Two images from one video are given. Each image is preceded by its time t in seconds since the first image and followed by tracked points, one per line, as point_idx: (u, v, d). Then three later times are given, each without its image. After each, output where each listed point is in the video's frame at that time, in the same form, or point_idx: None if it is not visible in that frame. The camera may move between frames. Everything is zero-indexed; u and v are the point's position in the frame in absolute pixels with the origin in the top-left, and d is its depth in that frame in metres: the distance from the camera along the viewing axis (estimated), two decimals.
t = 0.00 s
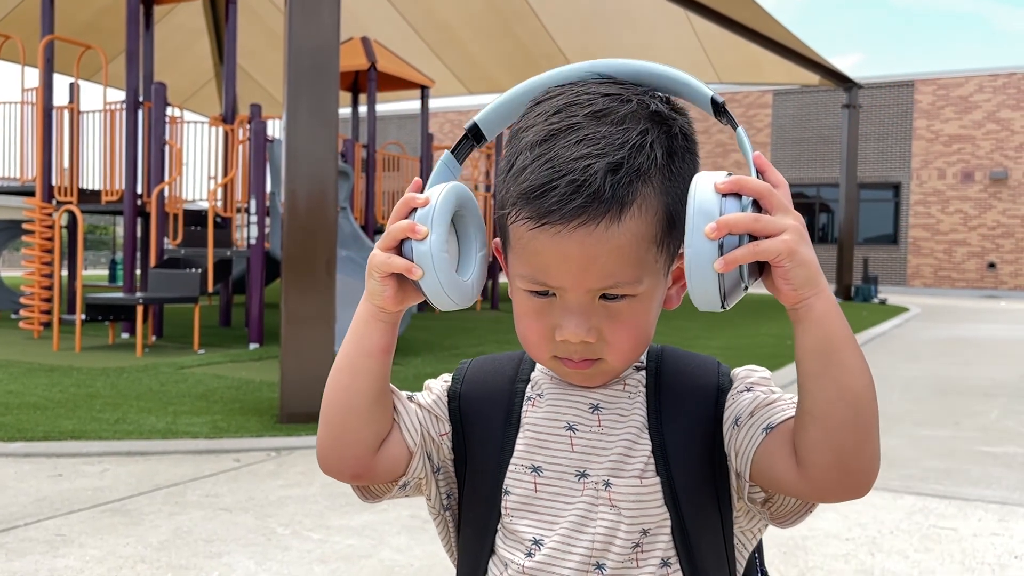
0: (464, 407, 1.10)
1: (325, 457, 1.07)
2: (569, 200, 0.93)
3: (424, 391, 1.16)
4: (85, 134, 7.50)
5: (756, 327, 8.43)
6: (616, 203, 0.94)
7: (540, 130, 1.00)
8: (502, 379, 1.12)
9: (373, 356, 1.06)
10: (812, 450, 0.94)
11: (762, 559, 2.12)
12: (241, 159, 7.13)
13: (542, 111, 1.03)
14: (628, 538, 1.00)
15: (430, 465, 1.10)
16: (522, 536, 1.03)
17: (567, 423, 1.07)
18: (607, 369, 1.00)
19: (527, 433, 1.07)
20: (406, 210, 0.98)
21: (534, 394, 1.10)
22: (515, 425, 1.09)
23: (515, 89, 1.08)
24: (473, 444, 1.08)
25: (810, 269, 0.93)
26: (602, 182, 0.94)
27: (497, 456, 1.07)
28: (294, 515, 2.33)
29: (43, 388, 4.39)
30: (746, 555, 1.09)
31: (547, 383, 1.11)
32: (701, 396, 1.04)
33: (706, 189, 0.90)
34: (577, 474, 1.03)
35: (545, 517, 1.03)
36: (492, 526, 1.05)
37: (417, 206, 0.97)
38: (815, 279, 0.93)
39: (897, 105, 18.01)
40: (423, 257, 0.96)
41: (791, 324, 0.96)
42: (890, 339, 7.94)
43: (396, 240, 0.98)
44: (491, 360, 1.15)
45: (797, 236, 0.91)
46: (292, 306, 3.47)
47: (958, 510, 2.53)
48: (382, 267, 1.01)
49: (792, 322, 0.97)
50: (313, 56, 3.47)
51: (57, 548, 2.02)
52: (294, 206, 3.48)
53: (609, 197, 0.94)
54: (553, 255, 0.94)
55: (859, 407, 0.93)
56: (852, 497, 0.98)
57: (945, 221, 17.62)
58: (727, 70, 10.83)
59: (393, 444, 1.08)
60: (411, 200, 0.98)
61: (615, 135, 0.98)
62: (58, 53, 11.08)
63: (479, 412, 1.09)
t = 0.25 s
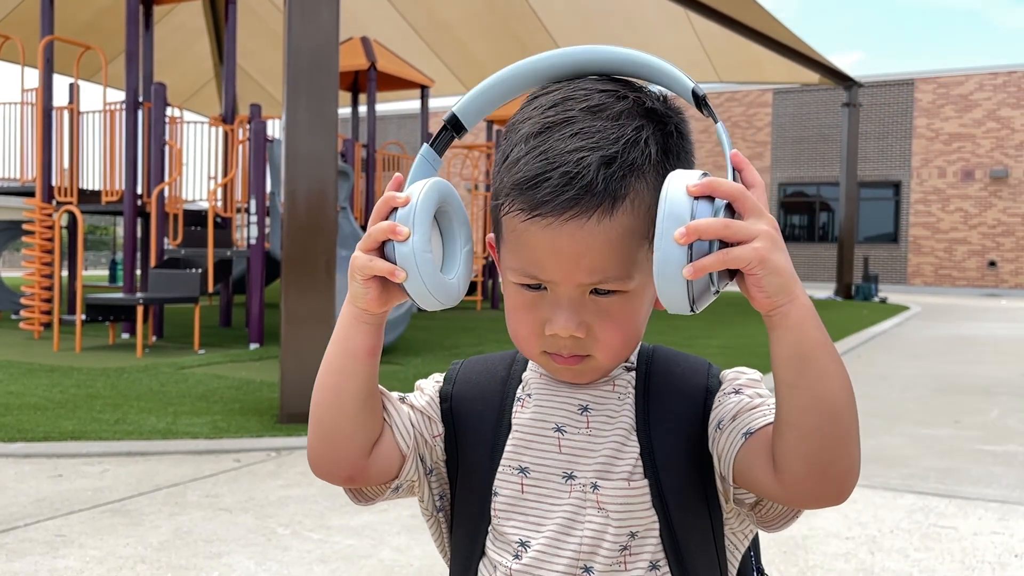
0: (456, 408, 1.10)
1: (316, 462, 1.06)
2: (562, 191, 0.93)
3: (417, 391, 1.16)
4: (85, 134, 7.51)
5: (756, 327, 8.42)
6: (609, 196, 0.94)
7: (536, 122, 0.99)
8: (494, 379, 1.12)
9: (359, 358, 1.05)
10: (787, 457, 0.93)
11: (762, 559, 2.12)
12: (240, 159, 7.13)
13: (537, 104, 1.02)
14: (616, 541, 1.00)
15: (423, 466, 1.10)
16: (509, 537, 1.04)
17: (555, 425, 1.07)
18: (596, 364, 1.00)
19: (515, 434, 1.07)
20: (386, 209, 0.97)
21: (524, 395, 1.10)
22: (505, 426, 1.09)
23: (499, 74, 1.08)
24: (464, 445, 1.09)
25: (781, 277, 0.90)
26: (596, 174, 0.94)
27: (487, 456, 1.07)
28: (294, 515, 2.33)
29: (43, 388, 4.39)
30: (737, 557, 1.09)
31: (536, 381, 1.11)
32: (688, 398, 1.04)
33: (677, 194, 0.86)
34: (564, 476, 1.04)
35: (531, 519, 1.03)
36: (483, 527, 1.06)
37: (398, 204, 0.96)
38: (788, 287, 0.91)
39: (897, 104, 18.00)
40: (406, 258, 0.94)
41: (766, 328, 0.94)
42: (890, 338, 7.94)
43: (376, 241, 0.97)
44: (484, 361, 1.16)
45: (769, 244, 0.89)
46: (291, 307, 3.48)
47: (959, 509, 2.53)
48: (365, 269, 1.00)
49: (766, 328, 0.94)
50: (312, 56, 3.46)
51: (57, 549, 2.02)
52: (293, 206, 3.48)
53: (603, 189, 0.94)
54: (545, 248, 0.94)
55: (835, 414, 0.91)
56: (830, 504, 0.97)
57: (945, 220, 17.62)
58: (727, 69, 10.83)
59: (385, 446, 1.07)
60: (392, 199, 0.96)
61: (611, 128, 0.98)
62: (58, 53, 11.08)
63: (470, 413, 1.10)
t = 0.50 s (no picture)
0: (455, 409, 1.11)
1: (319, 478, 1.05)
2: (558, 181, 0.93)
3: (414, 394, 1.16)
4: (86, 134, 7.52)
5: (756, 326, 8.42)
6: (606, 186, 0.93)
7: (538, 116, 1.01)
8: (493, 381, 1.13)
9: (356, 369, 1.03)
10: (766, 471, 0.93)
11: (763, 558, 2.11)
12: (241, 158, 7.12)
13: (540, 99, 1.03)
14: (612, 542, 1.00)
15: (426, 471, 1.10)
16: (503, 537, 1.04)
17: (551, 425, 1.07)
18: (590, 358, 1.01)
19: (512, 434, 1.07)
20: (371, 215, 0.94)
21: (520, 395, 1.10)
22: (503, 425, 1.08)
23: (484, 52, 1.08)
24: (465, 446, 1.09)
25: (743, 300, 0.88)
26: (593, 164, 0.94)
27: (486, 457, 1.07)
28: (296, 515, 2.32)
29: (44, 389, 4.38)
30: (736, 558, 1.08)
31: (533, 382, 1.11)
32: (683, 398, 1.04)
33: (643, 207, 0.82)
34: (559, 476, 1.03)
35: (525, 519, 1.03)
36: (480, 528, 1.06)
37: (382, 211, 0.93)
38: (751, 309, 0.89)
39: (898, 103, 18.00)
40: (398, 265, 0.92)
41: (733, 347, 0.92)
42: (891, 337, 7.93)
43: (363, 251, 0.94)
44: (483, 362, 1.17)
45: (730, 266, 0.86)
46: (293, 307, 3.48)
47: (960, 508, 2.53)
48: (353, 280, 0.97)
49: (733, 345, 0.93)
50: (312, 55, 3.46)
51: (57, 549, 2.02)
52: (294, 206, 3.48)
53: (599, 179, 0.93)
54: (540, 238, 0.94)
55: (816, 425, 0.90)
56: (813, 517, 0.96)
57: (946, 219, 17.61)
58: (727, 69, 10.83)
59: (389, 457, 1.06)
60: (377, 205, 0.93)
61: (612, 122, 0.98)
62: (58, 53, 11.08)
63: (468, 415, 1.10)
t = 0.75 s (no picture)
0: (458, 413, 1.12)
1: (331, 501, 1.05)
2: (562, 163, 0.95)
3: (417, 401, 1.17)
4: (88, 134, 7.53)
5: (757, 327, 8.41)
6: (610, 171, 0.94)
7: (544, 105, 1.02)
8: (496, 385, 1.13)
9: (368, 400, 1.01)
10: (754, 497, 0.92)
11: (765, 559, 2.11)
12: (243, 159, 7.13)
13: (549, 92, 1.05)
14: (615, 544, 1.00)
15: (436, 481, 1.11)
16: (506, 540, 1.04)
17: (554, 428, 1.06)
18: (590, 351, 1.01)
19: (513, 437, 1.07)
20: (376, 242, 0.91)
21: (522, 397, 1.10)
22: (506, 427, 1.08)
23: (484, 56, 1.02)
24: (470, 451, 1.09)
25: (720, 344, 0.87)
26: (598, 149, 0.95)
27: (489, 460, 1.07)
28: (297, 515, 2.32)
29: (46, 388, 4.39)
30: (739, 557, 1.06)
31: (535, 381, 1.11)
32: (686, 402, 1.04)
33: (631, 238, 0.81)
34: (562, 479, 1.03)
35: (528, 521, 1.03)
36: (485, 533, 1.06)
37: (388, 236, 0.90)
38: (732, 351, 0.88)
39: (899, 104, 18.00)
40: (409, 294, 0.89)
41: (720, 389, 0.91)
42: (893, 338, 7.92)
43: (372, 280, 0.91)
44: (484, 366, 1.17)
45: (715, 308, 0.85)
46: (295, 308, 3.48)
47: (962, 509, 2.52)
48: (364, 308, 0.94)
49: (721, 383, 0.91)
50: (315, 55, 3.46)
51: (60, 548, 2.02)
52: (296, 206, 3.48)
53: (603, 164, 0.95)
54: (545, 223, 0.95)
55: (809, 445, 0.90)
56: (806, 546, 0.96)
57: (948, 220, 17.60)
58: (728, 69, 10.83)
59: (400, 476, 1.07)
60: (383, 230, 0.90)
61: (620, 113, 0.99)
62: (60, 53, 11.10)
63: (472, 419, 1.11)
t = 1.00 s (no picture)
0: (464, 415, 1.12)
1: (349, 525, 1.06)
2: (571, 150, 0.95)
3: (423, 406, 1.17)
4: (88, 133, 7.53)
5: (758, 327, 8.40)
6: (618, 160, 0.95)
7: (555, 102, 1.05)
8: (501, 387, 1.13)
9: (392, 437, 1.02)
10: (745, 524, 0.93)
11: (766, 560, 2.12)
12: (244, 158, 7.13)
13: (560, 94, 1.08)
14: (617, 550, 1.00)
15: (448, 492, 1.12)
16: (507, 541, 1.05)
17: (559, 431, 1.06)
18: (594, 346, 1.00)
19: (518, 439, 1.08)
20: (395, 281, 0.89)
21: (528, 399, 1.10)
22: (511, 428, 1.09)
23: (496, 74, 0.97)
24: (476, 453, 1.10)
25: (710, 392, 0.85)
26: (606, 138, 0.96)
27: (494, 462, 1.08)
28: (298, 514, 2.32)
29: (47, 388, 4.39)
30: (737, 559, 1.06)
31: (541, 382, 1.11)
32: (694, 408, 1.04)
33: (630, 284, 0.79)
34: (566, 482, 1.03)
35: (530, 524, 1.03)
36: (489, 534, 1.07)
37: (407, 275, 0.88)
38: (724, 402, 0.87)
39: (900, 104, 17.99)
40: (432, 335, 0.87)
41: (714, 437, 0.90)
42: (894, 338, 7.92)
43: (393, 320, 0.89)
44: (491, 369, 1.17)
45: (710, 360, 0.83)
46: (295, 307, 3.47)
47: (963, 509, 2.53)
48: (386, 348, 0.92)
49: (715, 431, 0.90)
50: (316, 55, 3.46)
51: (61, 547, 2.03)
52: (298, 206, 3.48)
53: (611, 152, 0.95)
54: (552, 212, 0.95)
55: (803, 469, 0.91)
56: None
57: (949, 220, 17.59)
58: (730, 69, 10.83)
59: (416, 495, 1.08)
60: (403, 270, 0.88)
61: (630, 110, 1.01)
62: (61, 52, 11.11)
63: (478, 421, 1.11)
